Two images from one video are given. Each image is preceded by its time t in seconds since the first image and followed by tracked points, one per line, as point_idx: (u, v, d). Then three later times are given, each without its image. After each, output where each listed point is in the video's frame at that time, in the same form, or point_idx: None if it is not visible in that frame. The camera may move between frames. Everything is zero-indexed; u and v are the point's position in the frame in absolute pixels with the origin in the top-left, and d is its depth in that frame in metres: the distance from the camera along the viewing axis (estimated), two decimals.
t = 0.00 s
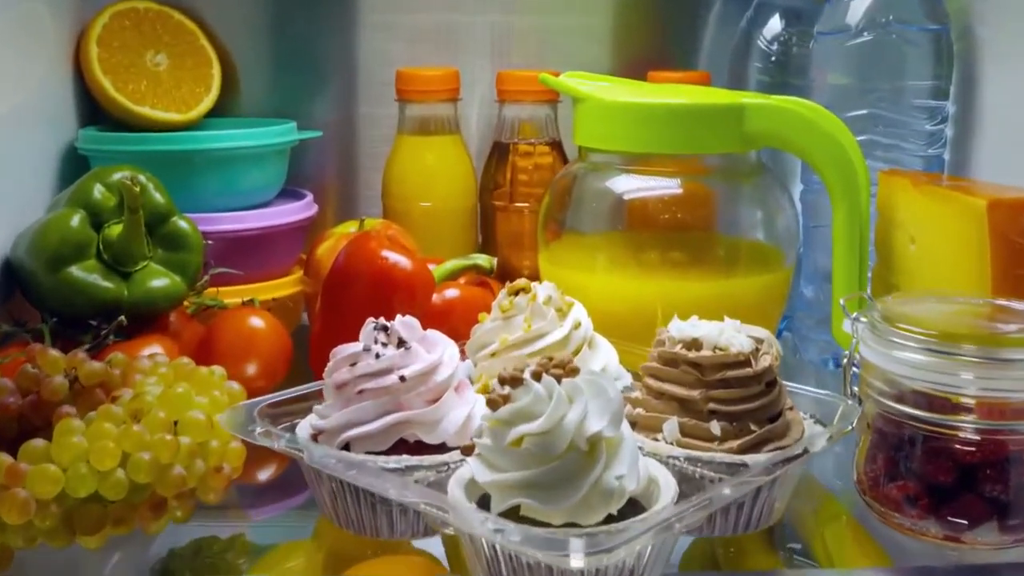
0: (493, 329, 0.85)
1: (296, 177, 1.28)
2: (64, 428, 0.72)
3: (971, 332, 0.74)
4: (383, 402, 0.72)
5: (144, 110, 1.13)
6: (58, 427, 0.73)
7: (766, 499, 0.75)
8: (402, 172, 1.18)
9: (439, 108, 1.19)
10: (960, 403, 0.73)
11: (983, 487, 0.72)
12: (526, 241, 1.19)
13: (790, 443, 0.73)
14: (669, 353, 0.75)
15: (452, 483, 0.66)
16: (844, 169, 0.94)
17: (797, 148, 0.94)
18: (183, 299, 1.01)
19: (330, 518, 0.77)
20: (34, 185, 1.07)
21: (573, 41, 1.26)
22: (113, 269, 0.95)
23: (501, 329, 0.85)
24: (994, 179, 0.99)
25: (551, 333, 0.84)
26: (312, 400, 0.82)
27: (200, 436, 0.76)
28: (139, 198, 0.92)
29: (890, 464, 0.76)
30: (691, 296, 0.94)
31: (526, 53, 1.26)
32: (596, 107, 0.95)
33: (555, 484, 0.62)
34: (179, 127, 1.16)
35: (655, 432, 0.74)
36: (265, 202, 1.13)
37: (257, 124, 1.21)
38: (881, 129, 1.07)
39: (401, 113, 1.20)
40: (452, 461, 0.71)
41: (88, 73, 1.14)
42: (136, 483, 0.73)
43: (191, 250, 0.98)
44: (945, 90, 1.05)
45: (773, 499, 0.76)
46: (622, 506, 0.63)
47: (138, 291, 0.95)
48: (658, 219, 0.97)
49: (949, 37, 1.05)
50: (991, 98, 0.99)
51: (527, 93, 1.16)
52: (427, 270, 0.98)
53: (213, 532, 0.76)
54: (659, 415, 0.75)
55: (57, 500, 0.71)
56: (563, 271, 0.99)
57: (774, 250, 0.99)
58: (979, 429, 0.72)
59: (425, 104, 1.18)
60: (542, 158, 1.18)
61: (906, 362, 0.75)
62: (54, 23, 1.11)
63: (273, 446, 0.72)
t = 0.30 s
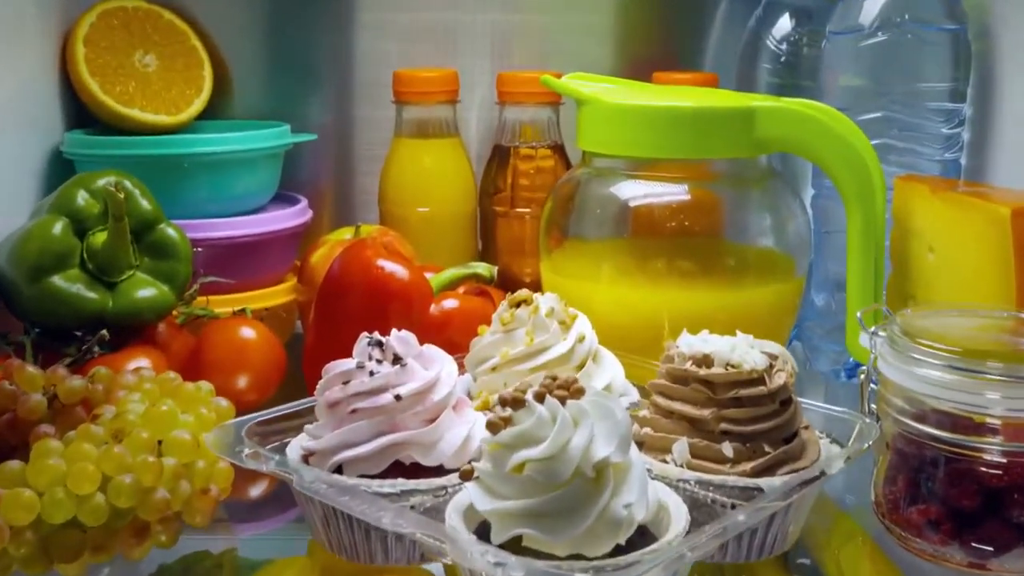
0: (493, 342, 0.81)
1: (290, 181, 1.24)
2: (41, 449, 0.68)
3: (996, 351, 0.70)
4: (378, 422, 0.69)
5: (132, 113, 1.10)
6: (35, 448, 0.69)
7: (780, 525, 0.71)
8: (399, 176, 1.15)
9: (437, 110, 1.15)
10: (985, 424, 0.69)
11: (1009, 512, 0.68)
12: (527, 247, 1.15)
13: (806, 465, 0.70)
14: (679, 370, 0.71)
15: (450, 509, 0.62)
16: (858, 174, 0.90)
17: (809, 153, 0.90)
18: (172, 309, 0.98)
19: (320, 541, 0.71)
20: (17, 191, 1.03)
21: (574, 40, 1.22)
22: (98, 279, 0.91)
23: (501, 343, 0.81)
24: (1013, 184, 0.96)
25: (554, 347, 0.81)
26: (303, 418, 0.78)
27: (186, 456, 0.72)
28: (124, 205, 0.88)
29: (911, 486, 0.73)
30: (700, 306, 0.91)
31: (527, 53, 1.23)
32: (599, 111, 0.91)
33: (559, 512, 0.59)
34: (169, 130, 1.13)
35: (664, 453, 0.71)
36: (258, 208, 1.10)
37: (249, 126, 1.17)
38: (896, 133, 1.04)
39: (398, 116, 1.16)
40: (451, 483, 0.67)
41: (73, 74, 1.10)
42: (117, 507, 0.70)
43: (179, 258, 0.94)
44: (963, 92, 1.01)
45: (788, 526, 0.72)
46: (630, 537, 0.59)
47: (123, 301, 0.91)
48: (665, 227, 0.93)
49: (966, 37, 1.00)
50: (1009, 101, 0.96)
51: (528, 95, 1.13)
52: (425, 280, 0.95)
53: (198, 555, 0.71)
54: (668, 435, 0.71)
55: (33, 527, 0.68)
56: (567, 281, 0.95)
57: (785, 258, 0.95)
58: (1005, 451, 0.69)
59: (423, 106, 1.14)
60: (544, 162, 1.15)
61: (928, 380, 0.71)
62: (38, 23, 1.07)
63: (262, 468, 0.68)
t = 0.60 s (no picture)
0: (494, 357, 0.78)
1: (283, 186, 1.20)
2: (17, 472, 0.65)
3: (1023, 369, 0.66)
4: (371, 445, 0.65)
5: (121, 116, 1.06)
6: (10, 472, 0.66)
7: (797, 554, 0.67)
8: (396, 181, 1.11)
9: (436, 113, 1.12)
10: (1013, 447, 0.65)
11: None
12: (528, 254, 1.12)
13: (824, 490, 0.66)
14: (689, 389, 0.68)
15: (449, 538, 0.59)
16: (875, 181, 0.86)
17: (824, 158, 0.86)
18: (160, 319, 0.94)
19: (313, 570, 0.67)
20: None
21: (575, 40, 1.19)
22: (81, 289, 0.88)
23: (502, 357, 0.78)
24: None
25: (557, 362, 0.77)
26: (294, 437, 0.74)
27: (170, 478, 0.69)
28: (107, 213, 0.85)
29: (934, 510, 0.69)
30: (709, 319, 0.87)
31: (527, 54, 1.19)
32: (605, 114, 0.88)
33: (566, 546, 0.55)
34: (158, 133, 1.09)
35: (674, 476, 0.67)
36: (250, 214, 1.06)
37: (241, 129, 1.13)
38: (910, 136, 1.01)
39: (395, 119, 1.13)
40: (449, 510, 0.64)
41: (59, 76, 1.06)
42: (97, 534, 0.66)
43: (167, 268, 0.90)
44: (982, 94, 0.98)
45: (805, 553, 0.68)
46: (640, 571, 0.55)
47: (108, 313, 0.87)
48: (672, 235, 0.89)
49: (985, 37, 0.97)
50: None
51: (530, 97, 1.09)
52: (422, 290, 0.91)
53: None
54: (678, 458, 0.67)
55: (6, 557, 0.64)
56: (570, 291, 0.92)
57: (797, 268, 0.92)
58: None
59: (421, 108, 1.10)
60: (545, 166, 1.11)
61: (952, 402, 0.67)
62: (22, 22, 1.03)
63: (249, 492, 0.64)
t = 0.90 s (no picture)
0: (494, 373, 0.74)
1: (277, 191, 1.16)
2: None
3: None
4: (365, 469, 0.61)
5: (108, 119, 1.03)
6: None
7: None
8: (393, 186, 1.07)
9: (434, 115, 1.08)
10: None
11: None
12: (530, 261, 1.08)
13: (843, 517, 0.62)
14: (701, 410, 0.64)
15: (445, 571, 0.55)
16: (891, 187, 0.83)
17: (838, 163, 0.83)
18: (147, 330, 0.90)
19: None
20: None
21: (576, 38, 1.15)
22: (64, 300, 0.84)
23: (503, 374, 0.74)
24: None
25: (561, 379, 0.74)
26: (285, 457, 0.71)
27: (153, 503, 0.65)
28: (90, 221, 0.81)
29: (959, 537, 0.65)
30: (719, 331, 0.83)
31: (528, 54, 1.16)
32: (609, 117, 0.84)
33: None
34: (147, 137, 1.05)
35: (685, 502, 0.63)
36: (241, 220, 1.02)
37: (233, 132, 1.10)
38: (927, 141, 0.98)
39: (392, 121, 1.09)
40: (447, 539, 0.60)
41: (44, 77, 1.03)
42: (74, 564, 0.62)
43: (154, 278, 0.87)
44: (1000, 96, 0.96)
45: None
46: None
47: (92, 324, 0.83)
48: (680, 244, 0.86)
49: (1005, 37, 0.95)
50: None
51: (532, 99, 1.05)
52: (419, 301, 0.87)
53: None
54: (689, 482, 0.64)
55: None
56: (574, 301, 0.88)
57: (810, 278, 0.88)
58: None
59: (419, 110, 1.07)
60: (547, 170, 1.07)
61: (979, 423, 0.63)
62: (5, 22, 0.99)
63: (234, 520, 0.60)
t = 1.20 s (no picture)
0: (495, 390, 0.71)
1: (271, 196, 1.13)
2: None
3: None
4: (357, 496, 0.58)
5: (96, 122, 0.99)
6: None
7: None
8: (390, 192, 1.04)
9: (432, 118, 1.05)
10: None
11: None
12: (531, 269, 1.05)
13: (864, 546, 0.59)
14: (713, 432, 0.61)
15: None
16: (908, 193, 0.79)
17: (852, 168, 0.79)
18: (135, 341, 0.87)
19: None
20: None
21: (578, 38, 1.12)
22: (46, 312, 0.80)
23: (505, 391, 0.71)
24: None
25: (565, 397, 0.70)
26: (278, 478, 0.67)
27: (134, 530, 0.61)
28: (71, 229, 0.78)
29: (986, 566, 0.62)
30: (728, 343, 0.80)
31: (528, 54, 1.12)
32: (612, 120, 0.81)
33: None
34: (135, 140, 1.02)
35: (696, 529, 0.60)
36: (233, 226, 0.99)
37: (224, 135, 1.06)
38: (944, 145, 0.95)
39: (388, 125, 1.05)
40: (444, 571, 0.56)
41: (29, 79, 0.99)
42: None
43: (141, 288, 0.83)
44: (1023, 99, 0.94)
45: None
46: None
47: (75, 337, 0.80)
48: (688, 253, 0.83)
49: None
50: None
51: (533, 101, 1.02)
52: (416, 313, 0.83)
53: None
54: (701, 508, 0.60)
55: None
56: (577, 312, 0.84)
57: (824, 288, 0.85)
58: None
59: (416, 113, 1.03)
60: (549, 175, 1.04)
61: (1006, 446, 0.59)
62: None
63: (218, 550, 0.57)
